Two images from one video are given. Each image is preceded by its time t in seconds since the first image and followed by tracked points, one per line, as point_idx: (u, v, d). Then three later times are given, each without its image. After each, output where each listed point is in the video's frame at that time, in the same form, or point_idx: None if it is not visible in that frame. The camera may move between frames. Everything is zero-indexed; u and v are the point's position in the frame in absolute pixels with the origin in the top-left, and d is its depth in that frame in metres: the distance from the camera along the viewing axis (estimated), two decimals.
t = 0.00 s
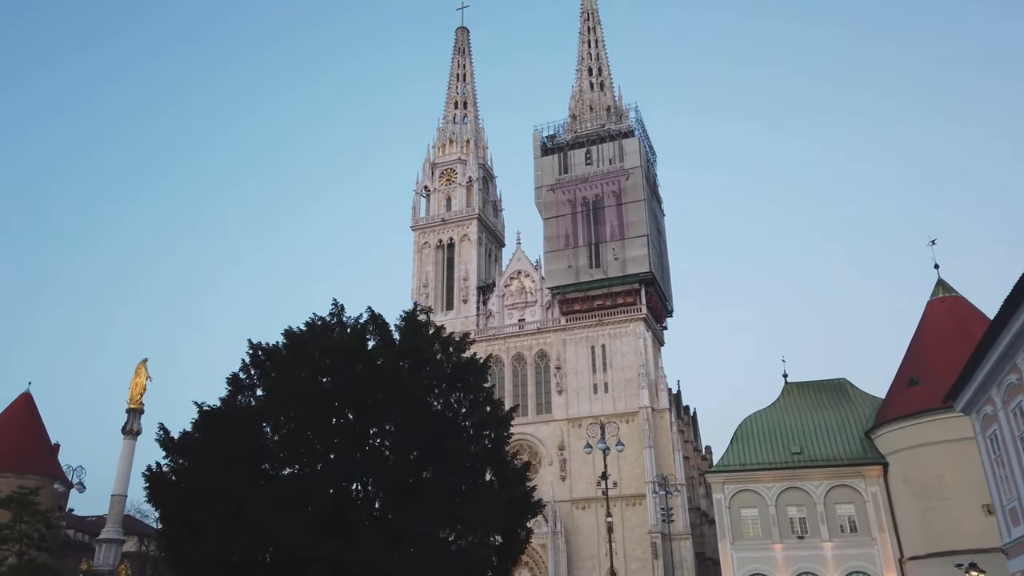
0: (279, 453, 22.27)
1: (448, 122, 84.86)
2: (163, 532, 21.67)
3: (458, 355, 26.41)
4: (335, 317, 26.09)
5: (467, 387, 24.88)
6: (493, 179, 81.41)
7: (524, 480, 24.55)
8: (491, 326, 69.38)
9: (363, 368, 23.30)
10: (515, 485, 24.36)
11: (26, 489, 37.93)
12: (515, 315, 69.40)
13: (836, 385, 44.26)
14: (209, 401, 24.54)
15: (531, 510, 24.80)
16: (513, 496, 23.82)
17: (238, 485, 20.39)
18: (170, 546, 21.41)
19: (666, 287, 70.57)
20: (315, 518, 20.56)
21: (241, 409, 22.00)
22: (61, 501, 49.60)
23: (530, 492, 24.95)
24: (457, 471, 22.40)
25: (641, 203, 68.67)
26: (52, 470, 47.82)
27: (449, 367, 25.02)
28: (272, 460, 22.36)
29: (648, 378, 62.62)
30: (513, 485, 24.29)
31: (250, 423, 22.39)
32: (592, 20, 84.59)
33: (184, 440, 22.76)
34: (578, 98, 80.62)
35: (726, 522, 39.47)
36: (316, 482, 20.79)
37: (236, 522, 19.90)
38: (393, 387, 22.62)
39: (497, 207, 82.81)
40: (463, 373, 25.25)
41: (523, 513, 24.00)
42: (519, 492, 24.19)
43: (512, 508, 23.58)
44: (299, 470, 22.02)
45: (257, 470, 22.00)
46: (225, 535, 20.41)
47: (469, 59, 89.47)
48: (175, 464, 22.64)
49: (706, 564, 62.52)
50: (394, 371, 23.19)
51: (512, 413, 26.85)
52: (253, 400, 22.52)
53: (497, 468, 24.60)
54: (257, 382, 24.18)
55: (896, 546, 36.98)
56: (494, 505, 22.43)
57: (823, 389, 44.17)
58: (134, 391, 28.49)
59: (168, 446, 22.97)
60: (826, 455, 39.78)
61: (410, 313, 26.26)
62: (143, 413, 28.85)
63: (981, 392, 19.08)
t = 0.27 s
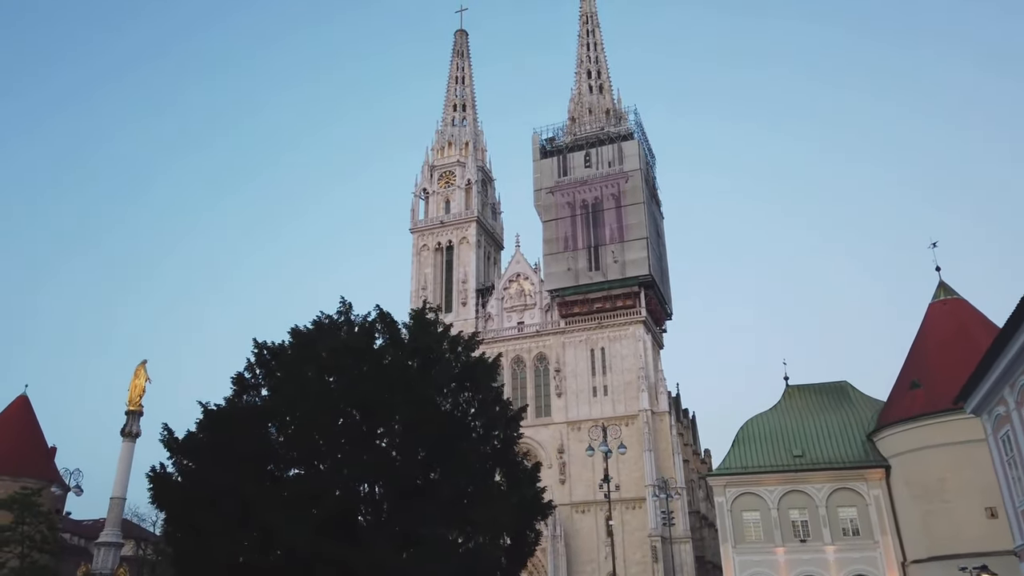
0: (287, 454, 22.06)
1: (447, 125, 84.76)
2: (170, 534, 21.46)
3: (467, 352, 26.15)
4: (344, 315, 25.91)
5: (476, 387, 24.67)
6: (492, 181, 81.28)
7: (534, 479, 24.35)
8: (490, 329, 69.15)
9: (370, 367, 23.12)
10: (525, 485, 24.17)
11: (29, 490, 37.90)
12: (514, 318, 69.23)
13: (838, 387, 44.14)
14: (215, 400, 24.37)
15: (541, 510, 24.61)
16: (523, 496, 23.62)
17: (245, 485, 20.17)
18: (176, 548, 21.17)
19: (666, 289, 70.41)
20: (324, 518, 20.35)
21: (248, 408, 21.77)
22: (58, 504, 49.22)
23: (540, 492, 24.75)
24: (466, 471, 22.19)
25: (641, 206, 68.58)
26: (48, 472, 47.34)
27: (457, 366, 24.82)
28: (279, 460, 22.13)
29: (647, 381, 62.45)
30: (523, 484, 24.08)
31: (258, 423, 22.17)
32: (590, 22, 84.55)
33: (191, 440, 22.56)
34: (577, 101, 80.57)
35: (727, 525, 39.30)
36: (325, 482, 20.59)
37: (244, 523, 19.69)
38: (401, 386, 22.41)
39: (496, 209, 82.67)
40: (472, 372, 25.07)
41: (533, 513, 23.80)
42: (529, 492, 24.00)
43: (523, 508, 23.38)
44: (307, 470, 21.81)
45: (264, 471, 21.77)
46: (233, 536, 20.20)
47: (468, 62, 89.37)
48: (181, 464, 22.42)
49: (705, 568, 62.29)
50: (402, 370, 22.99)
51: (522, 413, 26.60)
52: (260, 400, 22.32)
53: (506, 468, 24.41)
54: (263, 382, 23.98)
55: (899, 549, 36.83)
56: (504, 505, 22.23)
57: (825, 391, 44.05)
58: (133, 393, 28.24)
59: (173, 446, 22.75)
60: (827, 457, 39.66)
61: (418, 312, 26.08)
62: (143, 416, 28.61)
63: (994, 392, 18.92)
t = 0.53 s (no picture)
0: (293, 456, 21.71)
1: (445, 128, 84.63)
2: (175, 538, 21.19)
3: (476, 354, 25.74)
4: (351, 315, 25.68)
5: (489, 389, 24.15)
6: (490, 185, 81.15)
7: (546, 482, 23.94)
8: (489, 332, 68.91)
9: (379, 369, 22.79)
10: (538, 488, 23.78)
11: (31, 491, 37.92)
12: (512, 321, 69.03)
13: (838, 391, 44.03)
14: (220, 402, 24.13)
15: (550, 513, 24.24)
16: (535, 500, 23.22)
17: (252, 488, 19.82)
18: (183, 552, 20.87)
19: (664, 293, 70.24)
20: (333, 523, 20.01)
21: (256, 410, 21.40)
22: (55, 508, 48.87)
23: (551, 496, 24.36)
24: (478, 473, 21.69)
25: (639, 210, 68.51)
26: (43, 477, 46.99)
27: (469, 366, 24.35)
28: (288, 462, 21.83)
29: (646, 385, 62.25)
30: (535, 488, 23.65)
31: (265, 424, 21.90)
32: (589, 26, 84.55)
33: (197, 443, 22.36)
34: (575, 105, 80.52)
35: (728, 529, 39.13)
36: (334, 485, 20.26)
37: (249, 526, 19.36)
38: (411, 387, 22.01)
39: (494, 212, 82.51)
40: (483, 374, 24.61)
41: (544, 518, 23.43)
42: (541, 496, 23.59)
43: (535, 512, 22.99)
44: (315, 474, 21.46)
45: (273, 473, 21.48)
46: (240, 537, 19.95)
47: (466, 65, 89.29)
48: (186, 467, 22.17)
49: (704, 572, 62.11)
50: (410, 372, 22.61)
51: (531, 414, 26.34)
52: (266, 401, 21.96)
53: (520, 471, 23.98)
54: (269, 384, 23.65)
55: (901, 553, 36.69)
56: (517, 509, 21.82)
57: (825, 395, 43.92)
58: (131, 396, 27.97)
59: (178, 448, 22.51)
60: (829, 461, 39.54)
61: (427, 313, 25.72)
62: (140, 419, 28.33)
63: (1006, 392, 18.73)
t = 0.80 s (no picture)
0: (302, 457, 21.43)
1: (444, 130, 84.52)
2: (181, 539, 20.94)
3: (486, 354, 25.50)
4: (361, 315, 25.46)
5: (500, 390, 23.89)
6: (490, 188, 81.02)
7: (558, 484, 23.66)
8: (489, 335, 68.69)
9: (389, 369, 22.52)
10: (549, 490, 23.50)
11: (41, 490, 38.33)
12: (512, 324, 68.84)
13: (840, 394, 43.89)
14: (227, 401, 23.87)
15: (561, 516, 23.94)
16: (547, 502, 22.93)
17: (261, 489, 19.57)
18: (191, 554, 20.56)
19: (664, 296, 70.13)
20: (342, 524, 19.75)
21: (265, 410, 21.16)
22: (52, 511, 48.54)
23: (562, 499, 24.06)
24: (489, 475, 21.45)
25: (639, 213, 68.43)
26: (40, 481, 46.68)
27: (479, 366, 24.05)
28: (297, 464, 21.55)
29: (647, 389, 62.07)
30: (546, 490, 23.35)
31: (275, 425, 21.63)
32: (588, 29, 84.59)
33: (204, 443, 22.11)
34: (575, 108, 80.47)
35: (731, 533, 38.95)
36: (345, 486, 20.00)
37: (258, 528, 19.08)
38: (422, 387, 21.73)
39: (493, 216, 82.38)
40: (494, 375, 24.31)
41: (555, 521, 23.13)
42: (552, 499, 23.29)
43: (547, 515, 22.77)
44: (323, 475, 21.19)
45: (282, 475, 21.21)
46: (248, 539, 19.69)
47: (465, 68, 89.24)
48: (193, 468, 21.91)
49: None
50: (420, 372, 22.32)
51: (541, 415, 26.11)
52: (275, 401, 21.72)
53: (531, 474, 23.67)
54: (277, 384, 23.40)
55: (904, 558, 36.49)
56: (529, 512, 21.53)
57: (827, 399, 43.77)
58: (131, 398, 27.75)
59: (184, 449, 22.23)
60: (832, 465, 39.39)
61: (437, 312, 25.46)
62: (141, 421, 28.11)
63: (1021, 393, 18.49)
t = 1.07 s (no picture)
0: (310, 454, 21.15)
1: (443, 130, 84.32)
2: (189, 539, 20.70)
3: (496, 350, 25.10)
4: (369, 309, 25.20)
5: (510, 385, 23.55)
6: (488, 187, 80.86)
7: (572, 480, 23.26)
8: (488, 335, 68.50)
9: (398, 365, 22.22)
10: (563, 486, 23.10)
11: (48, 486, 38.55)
12: (510, 325, 68.70)
13: (841, 395, 43.78)
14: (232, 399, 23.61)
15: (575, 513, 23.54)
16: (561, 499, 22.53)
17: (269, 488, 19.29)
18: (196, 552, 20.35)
19: (663, 297, 70.03)
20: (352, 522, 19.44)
21: (272, 407, 20.90)
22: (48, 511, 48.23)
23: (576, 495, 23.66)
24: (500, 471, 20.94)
25: (638, 212, 68.33)
26: (36, 481, 46.32)
27: (488, 361, 23.70)
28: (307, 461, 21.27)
29: (645, 389, 61.91)
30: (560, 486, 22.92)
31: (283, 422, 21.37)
32: (587, 29, 84.51)
33: (210, 442, 21.87)
34: (574, 108, 80.35)
35: (732, 534, 38.84)
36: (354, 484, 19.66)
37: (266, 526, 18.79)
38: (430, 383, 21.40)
39: (492, 216, 82.23)
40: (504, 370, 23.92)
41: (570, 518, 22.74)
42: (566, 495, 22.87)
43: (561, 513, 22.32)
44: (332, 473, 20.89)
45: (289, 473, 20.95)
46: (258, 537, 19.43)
47: (464, 68, 89.10)
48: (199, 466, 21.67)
49: None
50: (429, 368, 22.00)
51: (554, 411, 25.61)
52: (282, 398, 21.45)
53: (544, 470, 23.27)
54: (284, 381, 23.13)
55: (905, 558, 36.36)
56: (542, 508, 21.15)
57: (828, 399, 43.67)
58: (130, 397, 27.51)
59: (189, 448, 22.08)
60: (832, 465, 39.29)
61: (445, 308, 25.15)
62: (140, 420, 27.87)
63: None
